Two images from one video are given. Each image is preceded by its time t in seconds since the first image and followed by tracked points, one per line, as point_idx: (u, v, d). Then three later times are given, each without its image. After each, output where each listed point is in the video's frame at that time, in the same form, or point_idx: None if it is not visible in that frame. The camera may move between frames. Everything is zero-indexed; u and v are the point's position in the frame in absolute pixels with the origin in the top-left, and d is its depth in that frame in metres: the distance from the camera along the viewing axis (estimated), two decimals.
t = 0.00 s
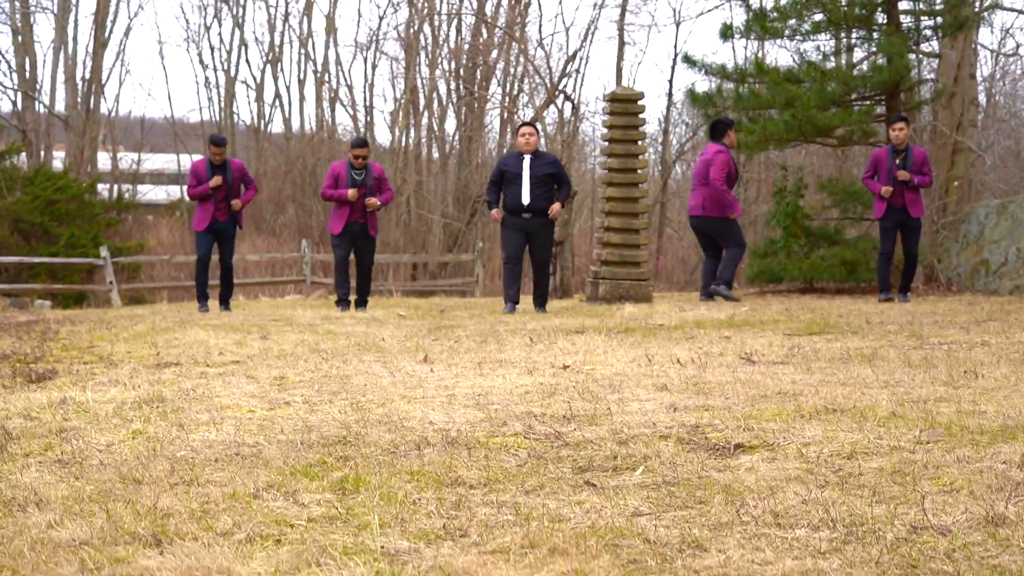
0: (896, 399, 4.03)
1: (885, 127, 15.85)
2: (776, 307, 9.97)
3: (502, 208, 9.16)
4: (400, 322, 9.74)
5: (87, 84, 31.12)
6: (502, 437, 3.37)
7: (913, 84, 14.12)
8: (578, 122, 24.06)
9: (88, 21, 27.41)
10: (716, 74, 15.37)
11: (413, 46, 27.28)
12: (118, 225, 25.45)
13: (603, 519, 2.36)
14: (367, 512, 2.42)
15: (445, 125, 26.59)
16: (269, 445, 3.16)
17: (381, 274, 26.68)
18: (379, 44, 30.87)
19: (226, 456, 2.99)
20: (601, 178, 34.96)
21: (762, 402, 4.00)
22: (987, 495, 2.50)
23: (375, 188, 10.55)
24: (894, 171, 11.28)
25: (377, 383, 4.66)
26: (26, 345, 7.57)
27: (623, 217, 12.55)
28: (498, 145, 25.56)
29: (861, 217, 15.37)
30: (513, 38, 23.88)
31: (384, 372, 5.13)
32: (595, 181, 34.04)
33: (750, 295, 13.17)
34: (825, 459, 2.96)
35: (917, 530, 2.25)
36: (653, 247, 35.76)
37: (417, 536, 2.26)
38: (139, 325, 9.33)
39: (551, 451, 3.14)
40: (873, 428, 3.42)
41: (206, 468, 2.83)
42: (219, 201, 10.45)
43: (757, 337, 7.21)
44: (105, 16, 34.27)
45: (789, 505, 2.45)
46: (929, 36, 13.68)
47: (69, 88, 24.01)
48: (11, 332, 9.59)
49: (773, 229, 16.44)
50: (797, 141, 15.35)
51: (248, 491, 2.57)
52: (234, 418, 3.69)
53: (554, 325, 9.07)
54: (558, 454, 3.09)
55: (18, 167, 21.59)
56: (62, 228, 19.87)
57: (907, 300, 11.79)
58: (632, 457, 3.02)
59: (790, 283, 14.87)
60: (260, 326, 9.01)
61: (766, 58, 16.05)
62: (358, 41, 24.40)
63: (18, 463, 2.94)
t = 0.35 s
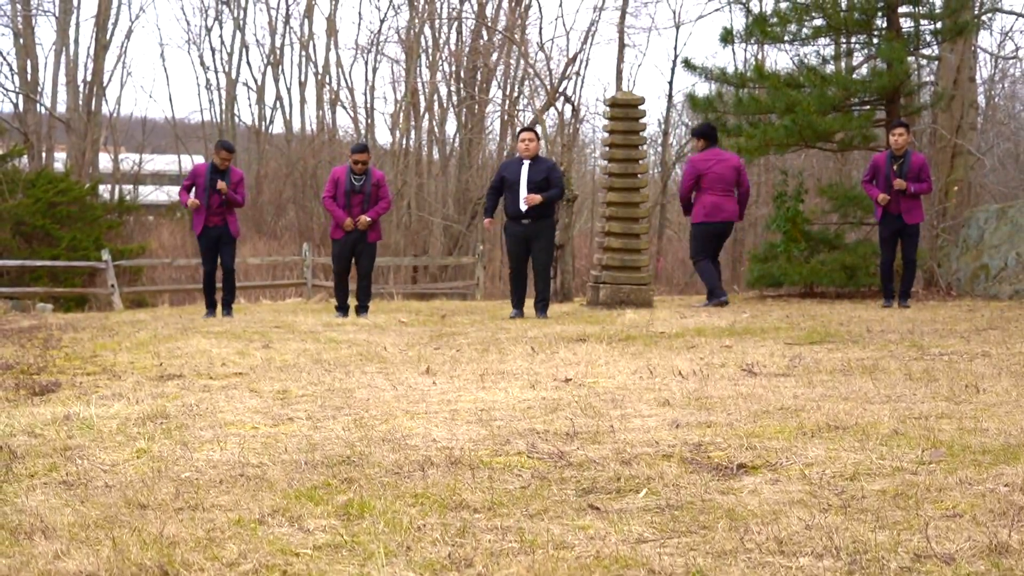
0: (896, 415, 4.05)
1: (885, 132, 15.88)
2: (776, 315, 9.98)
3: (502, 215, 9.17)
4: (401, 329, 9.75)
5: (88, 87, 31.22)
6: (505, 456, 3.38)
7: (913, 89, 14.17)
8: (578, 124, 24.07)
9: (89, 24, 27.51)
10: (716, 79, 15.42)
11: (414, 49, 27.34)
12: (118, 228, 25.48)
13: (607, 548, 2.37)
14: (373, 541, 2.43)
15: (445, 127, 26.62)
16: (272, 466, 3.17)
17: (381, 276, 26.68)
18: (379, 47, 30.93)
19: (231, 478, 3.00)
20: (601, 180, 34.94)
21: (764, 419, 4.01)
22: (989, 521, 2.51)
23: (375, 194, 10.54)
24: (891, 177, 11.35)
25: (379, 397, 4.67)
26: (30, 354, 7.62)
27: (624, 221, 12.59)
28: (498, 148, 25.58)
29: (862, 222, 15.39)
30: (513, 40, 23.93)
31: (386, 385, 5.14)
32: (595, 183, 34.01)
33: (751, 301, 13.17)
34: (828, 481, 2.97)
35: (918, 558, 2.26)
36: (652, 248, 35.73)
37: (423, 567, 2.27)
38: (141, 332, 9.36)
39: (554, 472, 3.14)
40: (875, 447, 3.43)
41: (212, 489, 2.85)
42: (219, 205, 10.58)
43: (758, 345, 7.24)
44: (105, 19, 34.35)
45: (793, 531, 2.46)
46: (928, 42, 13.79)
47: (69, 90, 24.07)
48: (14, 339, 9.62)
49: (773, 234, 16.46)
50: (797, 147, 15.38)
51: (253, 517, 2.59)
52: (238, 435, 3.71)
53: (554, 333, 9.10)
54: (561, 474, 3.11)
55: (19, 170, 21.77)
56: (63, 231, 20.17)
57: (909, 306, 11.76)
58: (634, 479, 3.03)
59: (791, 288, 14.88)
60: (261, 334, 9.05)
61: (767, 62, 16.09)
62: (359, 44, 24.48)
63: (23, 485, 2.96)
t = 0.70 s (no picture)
0: (899, 437, 4.08)
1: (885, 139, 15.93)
2: (777, 325, 10.01)
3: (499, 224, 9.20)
4: (403, 339, 9.78)
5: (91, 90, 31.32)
6: (510, 483, 3.38)
7: (914, 95, 14.26)
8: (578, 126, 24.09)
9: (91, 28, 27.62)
10: (717, 85, 15.52)
11: (415, 52, 27.42)
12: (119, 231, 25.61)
13: None
14: None
15: (446, 130, 26.69)
16: (279, 494, 3.19)
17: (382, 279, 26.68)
18: (380, 51, 31.00)
19: (237, 508, 3.01)
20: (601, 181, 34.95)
21: (768, 442, 4.01)
22: (995, 556, 2.53)
23: (375, 203, 10.57)
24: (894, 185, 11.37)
25: (383, 416, 4.69)
26: (34, 367, 7.65)
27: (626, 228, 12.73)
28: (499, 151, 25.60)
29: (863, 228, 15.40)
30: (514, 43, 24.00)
31: (389, 402, 5.16)
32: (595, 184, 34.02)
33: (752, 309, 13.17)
34: (831, 513, 2.98)
35: None
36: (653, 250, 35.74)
37: None
38: (144, 343, 9.39)
39: (559, 500, 3.15)
40: (878, 473, 3.44)
41: (219, 521, 2.87)
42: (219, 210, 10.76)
43: (760, 359, 7.26)
44: (107, 21, 34.43)
45: (799, 568, 2.47)
46: (928, 49, 13.90)
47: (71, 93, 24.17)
48: (18, 349, 9.65)
49: (774, 239, 16.47)
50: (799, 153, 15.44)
51: (260, 554, 2.60)
52: (243, 459, 3.73)
53: (556, 344, 9.12)
54: (566, 504, 3.11)
55: (20, 173, 21.86)
56: (64, 235, 20.36)
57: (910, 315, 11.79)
58: (640, 508, 3.04)
59: (791, 295, 14.90)
60: (265, 345, 9.07)
61: (767, 69, 16.17)
62: (361, 48, 24.56)
63: (29, 515, 2.98)
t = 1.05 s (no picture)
0: (900, 460, 4.09)
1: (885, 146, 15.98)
2: (778, 336, 10.03)
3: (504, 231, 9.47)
4: (405, 349, 9.80)
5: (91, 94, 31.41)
6: (512, 512, 3.38)
7: (914, 102, 14.40)
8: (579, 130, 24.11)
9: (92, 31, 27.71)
10: (718, 91, 15.66)
11: (415, 56, 27.51)
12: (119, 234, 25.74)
13: None
14: None
15: (447, 133, 26.78)
16: (281, 524, 3.19)
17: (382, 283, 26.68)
18: (381, 54, 31.10)
19: (240, 540, 3.01)
20: (602, 184, 35.00)
21: (770, 466, 4.01)
22: None
23: (377, 207, 10.57)
24: (901, 193, 11.68)
25: (384, 436, 4.69)
26: (37, 378, 7.68)
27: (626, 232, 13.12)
28: (499, 154, 25.65)
29: (863, 235, 15.43)
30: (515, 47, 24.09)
31: (390, 421, 5.16)
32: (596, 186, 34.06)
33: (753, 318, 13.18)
34: (833, 546, 2.97)
35: None
36: (654, 252, 35.76)
37: None
38: (146, 354, 9.41)
39: (562, 530, 3.15)
40: (880, 501, 3.44)
41: (223, 554, 2.89)
42: (218, 217, 10.84)
43: (761, 372, 7.28)
44: (108, 25, 34.52)
45: None
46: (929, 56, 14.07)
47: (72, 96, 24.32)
48: (21, 359, 9.68)
49: (775, 246, 16.49)
50: (800, 160, 15.54)
51: None
52: (245, 484, 3.74)
53: (557, 354, 9.14)
54: (569, 534, 3.11)
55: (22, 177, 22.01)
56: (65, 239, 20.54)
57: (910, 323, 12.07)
58: (643, 540, 3.04)
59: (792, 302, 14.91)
60: (266, 355, 9.09)
61: (767, 75, 16.27)
62: (362, 51, 24.65)
63: (33, 546, 2.99)
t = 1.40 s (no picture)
0: (900, 483, 4.10)
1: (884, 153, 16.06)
2: (778, 345, 10.05)
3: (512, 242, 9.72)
4: (406, 360, 9.82)
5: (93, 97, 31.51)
6: (514, 538, 3.40)
7: (915, 110, 14.74)
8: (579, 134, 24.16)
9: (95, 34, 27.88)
10: (718, 98, 15.97)
11: (416, 60, 27.62)
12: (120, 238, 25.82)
13: None
14: None
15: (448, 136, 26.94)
16: (287, 553, 3.21)
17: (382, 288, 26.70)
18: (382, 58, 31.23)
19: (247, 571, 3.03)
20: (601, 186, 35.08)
21: (772, 489, 4.03)
22: None
23: (373, 216, 10.59)
24: (901, 203, 11.72)
25: (387, 456, 4.70)
26: (40, 391, 7.70)
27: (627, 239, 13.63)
28: (500, 158, 25.69)
29: (863, 242, 15.46)
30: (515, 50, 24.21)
31: (391, 439, 5.17)
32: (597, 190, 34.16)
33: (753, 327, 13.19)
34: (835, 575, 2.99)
35: None
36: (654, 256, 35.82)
37: None
38: (147, 364, 9.44)
39: (565, 558, 3.17)
40: (881, 528, 3.45)
41: None
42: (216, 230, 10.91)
43: (762, 385, 7.31)
44: (109, 28, 34.65)
45: None
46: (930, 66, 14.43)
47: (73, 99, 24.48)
48: (22, 369, 9.70)
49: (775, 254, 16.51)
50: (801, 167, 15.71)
51: None
52: (248, 509, 3.75)
53: (557, 365, 9.16)
54: (571, 562, 3.13)
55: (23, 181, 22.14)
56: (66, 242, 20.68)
57: (916, 331, 12.12)
58: (645, 569, 3.06)
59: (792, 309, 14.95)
60: (267, 366, 9.12)
61: (765, 81, 16.42)
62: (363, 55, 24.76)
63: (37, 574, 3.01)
